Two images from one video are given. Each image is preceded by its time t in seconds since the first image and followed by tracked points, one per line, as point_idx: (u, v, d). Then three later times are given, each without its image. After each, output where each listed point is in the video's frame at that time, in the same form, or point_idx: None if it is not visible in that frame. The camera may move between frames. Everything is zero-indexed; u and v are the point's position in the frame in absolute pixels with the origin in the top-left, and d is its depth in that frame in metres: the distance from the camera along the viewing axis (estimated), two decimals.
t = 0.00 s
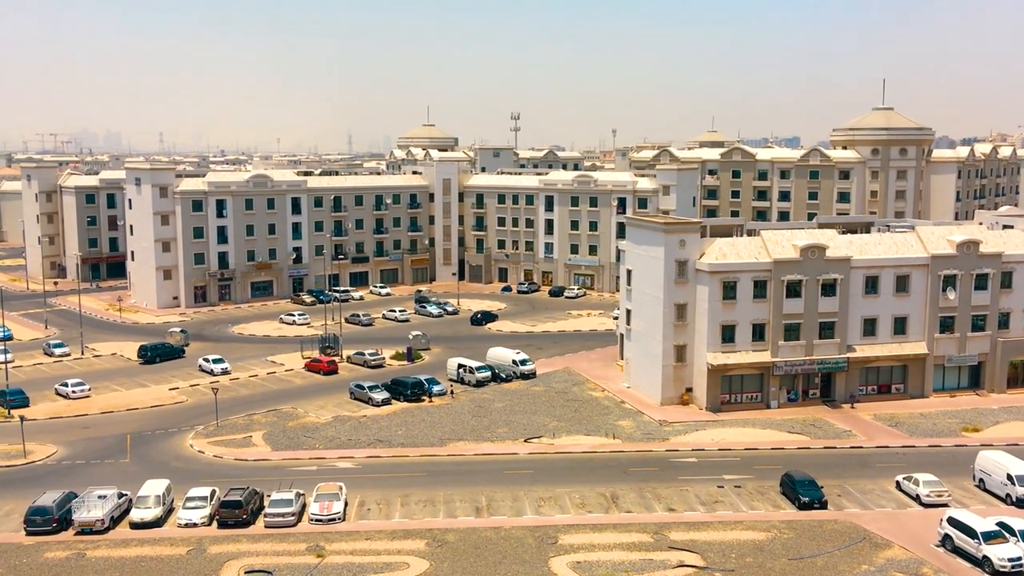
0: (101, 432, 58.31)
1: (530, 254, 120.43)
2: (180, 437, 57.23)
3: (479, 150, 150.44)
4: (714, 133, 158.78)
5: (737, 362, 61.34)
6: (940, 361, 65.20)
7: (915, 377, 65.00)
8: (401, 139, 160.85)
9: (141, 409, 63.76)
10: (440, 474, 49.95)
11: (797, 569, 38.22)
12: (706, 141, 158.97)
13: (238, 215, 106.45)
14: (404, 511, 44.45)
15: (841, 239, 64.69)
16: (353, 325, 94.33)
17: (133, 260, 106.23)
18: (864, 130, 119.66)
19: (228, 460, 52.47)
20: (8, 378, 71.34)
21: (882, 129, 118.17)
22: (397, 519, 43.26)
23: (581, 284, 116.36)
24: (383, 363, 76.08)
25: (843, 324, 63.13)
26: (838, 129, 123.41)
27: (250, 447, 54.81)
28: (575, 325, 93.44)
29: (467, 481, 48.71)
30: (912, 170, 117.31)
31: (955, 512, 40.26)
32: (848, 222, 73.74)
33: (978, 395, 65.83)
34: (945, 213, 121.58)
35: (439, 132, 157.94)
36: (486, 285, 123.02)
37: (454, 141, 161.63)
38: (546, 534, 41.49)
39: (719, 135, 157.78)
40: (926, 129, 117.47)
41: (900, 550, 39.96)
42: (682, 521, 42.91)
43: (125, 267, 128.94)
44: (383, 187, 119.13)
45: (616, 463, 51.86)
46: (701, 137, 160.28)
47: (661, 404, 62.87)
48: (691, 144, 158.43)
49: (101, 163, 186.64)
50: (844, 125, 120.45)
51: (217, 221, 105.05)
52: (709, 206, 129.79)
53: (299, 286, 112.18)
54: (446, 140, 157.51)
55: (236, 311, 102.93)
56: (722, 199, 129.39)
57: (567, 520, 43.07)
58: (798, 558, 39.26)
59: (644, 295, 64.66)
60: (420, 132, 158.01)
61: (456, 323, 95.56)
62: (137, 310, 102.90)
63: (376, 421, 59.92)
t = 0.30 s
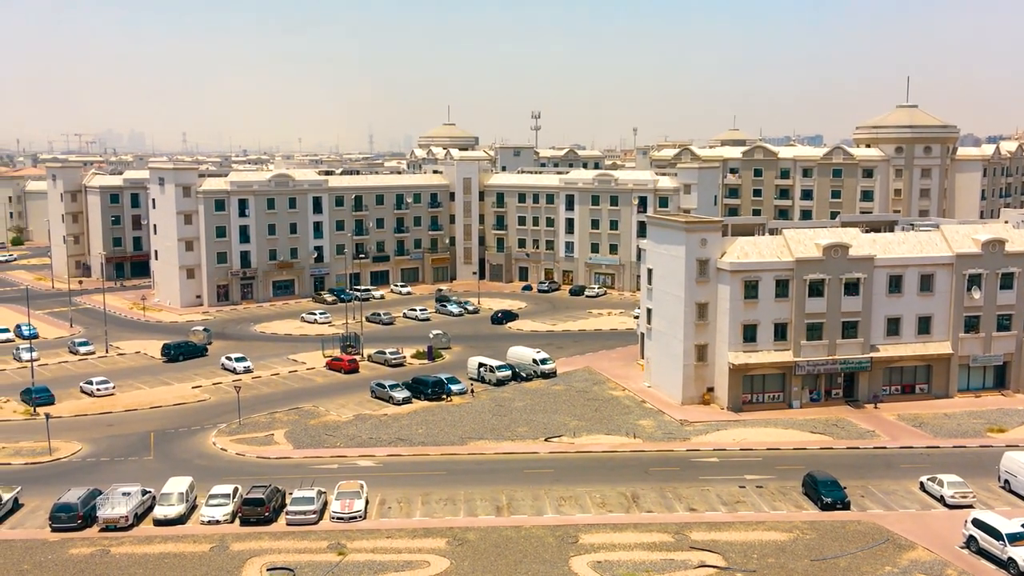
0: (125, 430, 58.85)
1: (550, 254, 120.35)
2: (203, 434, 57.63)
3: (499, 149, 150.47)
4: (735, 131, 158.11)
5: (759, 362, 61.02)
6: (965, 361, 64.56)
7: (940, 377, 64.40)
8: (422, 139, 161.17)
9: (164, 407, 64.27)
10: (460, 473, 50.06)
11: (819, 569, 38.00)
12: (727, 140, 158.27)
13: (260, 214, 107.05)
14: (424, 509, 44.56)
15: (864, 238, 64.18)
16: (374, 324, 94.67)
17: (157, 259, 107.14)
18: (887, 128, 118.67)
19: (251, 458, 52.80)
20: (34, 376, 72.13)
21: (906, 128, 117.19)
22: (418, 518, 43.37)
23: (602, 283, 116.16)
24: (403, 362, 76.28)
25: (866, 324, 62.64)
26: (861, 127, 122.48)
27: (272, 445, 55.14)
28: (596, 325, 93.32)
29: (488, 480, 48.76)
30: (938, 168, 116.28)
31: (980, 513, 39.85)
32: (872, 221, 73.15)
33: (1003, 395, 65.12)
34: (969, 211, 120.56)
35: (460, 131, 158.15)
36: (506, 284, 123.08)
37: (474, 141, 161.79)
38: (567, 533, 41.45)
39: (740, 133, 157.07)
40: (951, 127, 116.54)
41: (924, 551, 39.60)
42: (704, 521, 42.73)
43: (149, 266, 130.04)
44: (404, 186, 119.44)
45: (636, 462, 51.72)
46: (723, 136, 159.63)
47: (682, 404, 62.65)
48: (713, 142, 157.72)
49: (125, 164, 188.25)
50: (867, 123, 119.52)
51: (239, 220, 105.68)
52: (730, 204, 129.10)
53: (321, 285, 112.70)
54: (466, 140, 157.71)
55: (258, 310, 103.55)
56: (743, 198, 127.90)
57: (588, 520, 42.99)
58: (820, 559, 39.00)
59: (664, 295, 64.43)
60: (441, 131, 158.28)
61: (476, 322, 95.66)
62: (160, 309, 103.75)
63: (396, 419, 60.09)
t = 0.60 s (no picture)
0: (151, 428, 59.39)
1: (573, 253, 120.15)
2: (228, 433, 58.07)
3: (522, 148, 150.47)
4: (759, 130, 157.41)
5: (783, 362, 60.60)
6: (993, 362, 63.83)
7: (967, 377, 63.70)
8: (445, 138, 161.50)
9: (190, 405, 64.79)
10: (483, 472, 50.13)
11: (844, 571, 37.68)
12: (752, 139, 157.46)
13: (284, 214, 107.67)
14: (447, 508, 44.65)
15: (891, 238, 63.61)
16: (397, 323, 94.99)
17: (183, 258, 108.09)
18: (914, 126, 117.48)
19: (275, 456, 53.14)
20: (61, 374, 72.95)
21: (934, 126, 115.80)
22: (441, 517, 43.46)
23: (624, 282, 115.84)
24: (426, 361, 76.46)
25: (892, 324, 62.06)
26: (887, 125, 121.43)
27: (295, 443, 55.46)
28: (619, 324, 93.15)
29: (511, 479, 48.79)
30: (965, 167, 114.92)
31: (1008, 515, 39.38)
32: (898, 220, 72.47)
33: None
34: (997, 210, 119.34)
35: (483, 131, 158.36)
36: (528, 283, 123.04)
37: (497, 140, 161.94)
38: (589, 533, 41.36)
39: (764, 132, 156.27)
40: (979, 125, 115.30)
41: (951, 554, 39.17)
42: (728, 522, 42.52)
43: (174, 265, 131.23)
44: (426, 186, 119.70)
45: (659, 462, 51.54)
46: (747, 135, 158.86)
47: (706, 404, 62.36)
48: (736, 141, 156.94)
49: (151, 164, 190.04)
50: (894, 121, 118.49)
51: (263, 220, 106.33)
52: (754, 204, 127.60)
53: (344, 284, 113.19)
54: (489, 139, 157.87)
55: (282, 309, 104.19)
56: (768, 198, 126.41)
57: (611, 520, 42.89)
58: (846, 561, 38.69)
59: (688, 294, 64.14)
60: (464, 131, 158.59)
61: (498, 322, 95.73)
62: (186, 308, 104.66)
63: (419, 418, 60.23)
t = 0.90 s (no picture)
0: (178, 425, 60.00)
1: (596, 253, 119.92)
2: (254, 431, 58.52)
3: (546, 148, 150.41)
4: (785, 129, 156.59)
5: (809, 363, 60.13)
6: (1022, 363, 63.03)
7: (996, 379, 62.92)
8: (469, 138, 161.80)
9: (216, 403, 65.37)
10: (506, 471, 50.15)
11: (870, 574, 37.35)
12: (778, 138, 156.50)
13: (310, 213, 108.32)
14: (471, 507, 44.72)
15: (919, 237, 63.01)
16: (421, 323, 95.23)
17: (209, 258, 109.02)
18: (943, 124, 116.35)
19: (300, 454, 53.48)
20: (90, 372, 73.83)
21: (963, 125, 114.39)
22: (464, 516, 43.53)
23: (649, 282, 115.47)
24: (450, 361, 76.64)
25: (921, 324, 61.41)
26: (916, 124, 120.22)
27: (320, 442, 55.79)
28: (643, 324, 92.90)
29: (534, 479, 48.78)
30: (994, 166, 113.24)
31: None
32: (926, 219, 71.78)
33: None
34: None
35: (507, 130, 158.50)
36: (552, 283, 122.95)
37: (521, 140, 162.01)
38: (613, 534, 41.26)
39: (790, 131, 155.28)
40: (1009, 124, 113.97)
41: (979, 557, 38.71)
42: (753, 523, 42.27)
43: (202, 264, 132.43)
44: (451, 186, 119.95)
45: (683, 463, 51.32)
46: (772, 133, 157.95)
47: (730, 404, 62.01)
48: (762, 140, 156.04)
49: (178, 164, 191.88)
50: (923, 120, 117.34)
51: (289, 220, 107.01)
52: (780, 203, 127.02)
53: (369, 284, 113.69)
54: (513, 139, 157.96)
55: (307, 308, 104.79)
56: (794, 197, 126.20)
57: (635, 520, 42.77)
58: (872, 563, 38.36)
59: (713, 294, 63.82)
60: (488, 131, 158.84)
61: (522, 321, 95.77)
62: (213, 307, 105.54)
63: (443, 418, 60.37)
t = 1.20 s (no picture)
0: (205, 424, 60.53)
1: (621, 253, 119.61)
2: (279, 429, 58.91)
3: (570, 148, 150.24)
4: (811, 129, 155.54)
5: (836, 364, 59.64)
6: None
7: None
8: (494, 139, 161.98)
9: (242, 402, 65.90)
10: (530, 471, 50.17)
11: None
12: (804, 137, 155.45)
13: (335, 213, 108.89)
14: (494, 507, 44.77)
15: (948, 238, 62.44)
16: (445, 322, 95.43)
17: (236, 258, 109.88)
18: (972, 124, 115.12)
19: (325, 453, 53.78)
20: (119, 370, 74.64)
21: (992, 124, 113.05)
22: (488, 516, 43.58)
23: (673, 282, 115.05)
24: (474, 360, 76.77)
25: (950, 325, 60.75)
26: (945, 123, 118.96)
27: (345, 441, 56.09)
28: (667, 324, 92.59)
29: (558, 479, 48.76)
30: None
31: None
32: (954, 220, 71.12)
33: None
34: None
35: (532, 130, 158.51)
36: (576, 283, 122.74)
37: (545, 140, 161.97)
38: (637, 534, 41.18)
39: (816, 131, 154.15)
40: None
41: (1008, 561, 38.24)
42: (778, 526, 42.00)
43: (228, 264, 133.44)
44: (475, 186, 120.12)
45: (708, 464, 51.07)
46: (799, 133, 156.89)
47: (756, 405, 61.62)
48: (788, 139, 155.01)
49: (205, 164, 193.46)
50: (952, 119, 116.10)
51: (314, 220, 107.60)
52: (807, 203, 125.73)
53: (393, 284, 114.10)
54: (537, 139, 157.94)
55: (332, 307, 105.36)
56: (821, 197, 124.85)
57: (659, 521, 42.64)
58: (900, 566, 37.99)
59: (738, 294, 63.46)
60: (512, 131, 158.98)
61: (546, 321, 95.76)
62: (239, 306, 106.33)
63: (466, 417, 60.46)
